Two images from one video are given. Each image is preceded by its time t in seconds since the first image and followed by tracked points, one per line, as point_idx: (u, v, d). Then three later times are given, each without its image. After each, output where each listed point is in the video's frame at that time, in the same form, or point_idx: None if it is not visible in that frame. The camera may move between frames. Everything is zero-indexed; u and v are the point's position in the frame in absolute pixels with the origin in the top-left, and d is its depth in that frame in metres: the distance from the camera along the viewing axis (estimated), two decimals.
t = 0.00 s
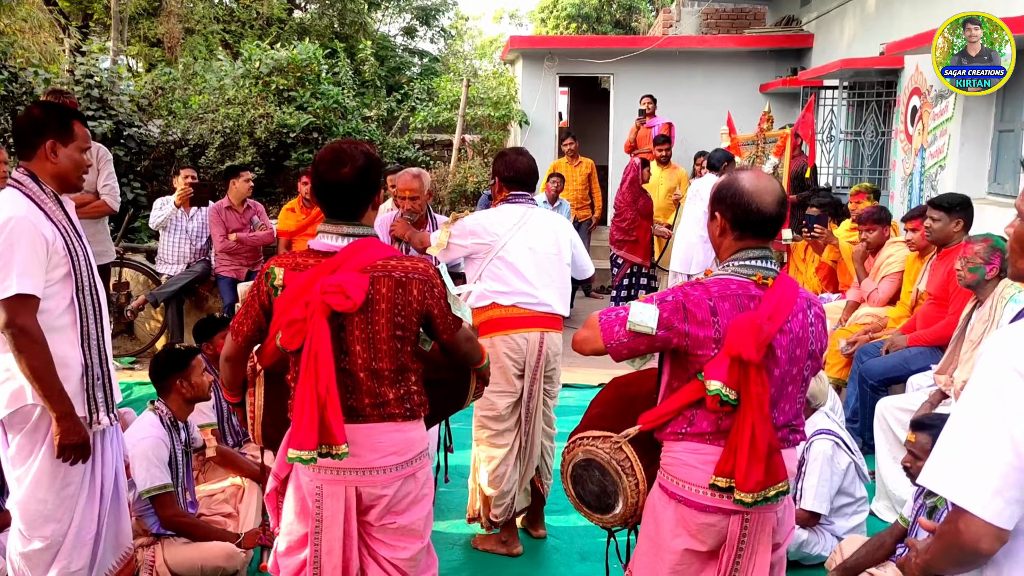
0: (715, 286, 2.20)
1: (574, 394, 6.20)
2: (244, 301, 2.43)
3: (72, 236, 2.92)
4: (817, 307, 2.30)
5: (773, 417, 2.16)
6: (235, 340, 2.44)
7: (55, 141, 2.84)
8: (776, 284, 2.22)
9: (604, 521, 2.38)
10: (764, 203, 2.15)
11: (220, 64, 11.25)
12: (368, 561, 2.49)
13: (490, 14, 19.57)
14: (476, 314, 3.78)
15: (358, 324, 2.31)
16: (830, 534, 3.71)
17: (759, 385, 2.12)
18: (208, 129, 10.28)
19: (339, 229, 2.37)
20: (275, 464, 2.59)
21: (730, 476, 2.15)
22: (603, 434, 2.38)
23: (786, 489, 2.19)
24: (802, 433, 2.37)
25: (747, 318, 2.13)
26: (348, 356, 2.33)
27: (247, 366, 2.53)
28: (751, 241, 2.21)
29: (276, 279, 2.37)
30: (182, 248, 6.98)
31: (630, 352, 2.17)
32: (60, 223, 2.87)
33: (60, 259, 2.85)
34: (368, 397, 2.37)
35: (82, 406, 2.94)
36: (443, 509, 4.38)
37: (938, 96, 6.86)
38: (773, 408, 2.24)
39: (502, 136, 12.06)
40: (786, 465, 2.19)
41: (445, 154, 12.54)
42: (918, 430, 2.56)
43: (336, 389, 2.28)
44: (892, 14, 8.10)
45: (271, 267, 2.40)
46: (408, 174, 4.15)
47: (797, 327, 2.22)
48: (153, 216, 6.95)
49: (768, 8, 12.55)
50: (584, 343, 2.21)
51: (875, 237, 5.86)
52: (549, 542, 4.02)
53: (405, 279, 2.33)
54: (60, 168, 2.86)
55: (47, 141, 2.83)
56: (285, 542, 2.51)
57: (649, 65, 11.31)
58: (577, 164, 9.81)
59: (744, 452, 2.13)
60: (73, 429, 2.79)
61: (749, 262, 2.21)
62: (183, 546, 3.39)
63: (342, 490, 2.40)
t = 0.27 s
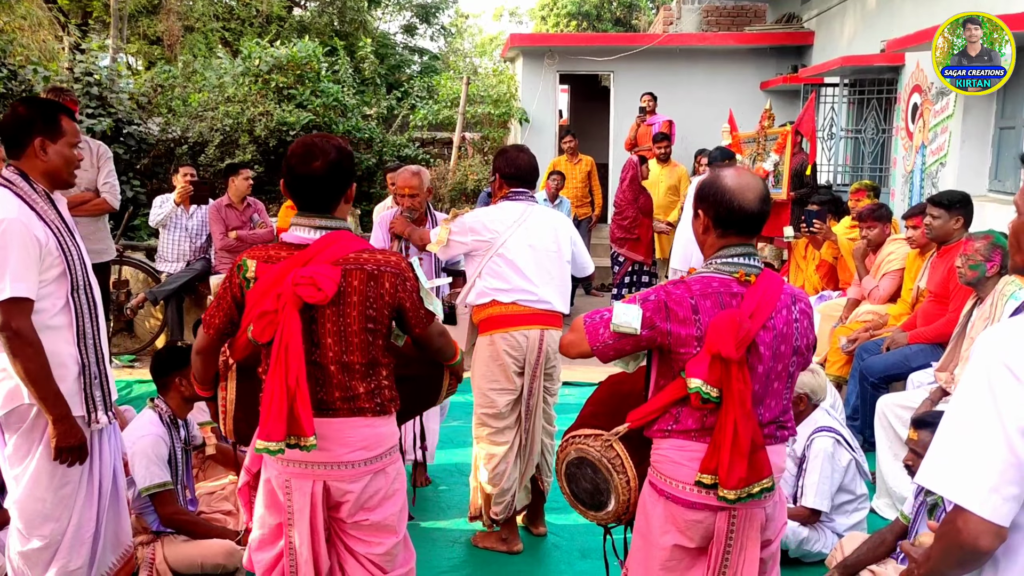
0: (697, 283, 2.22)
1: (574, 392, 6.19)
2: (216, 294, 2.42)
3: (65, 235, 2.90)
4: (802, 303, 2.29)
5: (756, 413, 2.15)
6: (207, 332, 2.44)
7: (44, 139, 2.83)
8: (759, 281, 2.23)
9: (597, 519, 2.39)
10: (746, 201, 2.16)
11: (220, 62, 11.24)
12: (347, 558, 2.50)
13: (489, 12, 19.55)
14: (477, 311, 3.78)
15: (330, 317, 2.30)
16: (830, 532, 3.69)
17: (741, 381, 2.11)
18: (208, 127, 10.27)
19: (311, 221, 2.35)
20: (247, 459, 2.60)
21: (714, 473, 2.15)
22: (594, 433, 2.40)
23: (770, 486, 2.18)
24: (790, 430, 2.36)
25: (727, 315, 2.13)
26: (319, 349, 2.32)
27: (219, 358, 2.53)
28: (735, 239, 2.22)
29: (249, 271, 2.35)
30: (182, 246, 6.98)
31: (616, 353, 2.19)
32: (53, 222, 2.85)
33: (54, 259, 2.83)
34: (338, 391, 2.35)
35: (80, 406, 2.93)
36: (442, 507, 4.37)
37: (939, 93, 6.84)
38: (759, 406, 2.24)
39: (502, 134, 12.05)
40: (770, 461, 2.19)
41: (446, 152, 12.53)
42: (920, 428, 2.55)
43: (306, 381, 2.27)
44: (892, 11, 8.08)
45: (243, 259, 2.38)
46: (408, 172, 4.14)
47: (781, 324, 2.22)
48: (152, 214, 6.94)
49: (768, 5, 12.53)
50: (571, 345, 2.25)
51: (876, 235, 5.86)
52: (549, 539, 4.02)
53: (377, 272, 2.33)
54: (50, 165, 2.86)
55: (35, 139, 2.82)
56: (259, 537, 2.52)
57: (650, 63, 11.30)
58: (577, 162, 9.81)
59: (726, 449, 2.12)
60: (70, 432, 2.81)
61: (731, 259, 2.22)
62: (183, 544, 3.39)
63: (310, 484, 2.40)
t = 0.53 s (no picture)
0: (680, 282, 2.24)
1: (573, 391, 6.20)
2: (191, 293, 2.42)
3: (60, 235, 2.90)
4: (785, 301, 2.30)
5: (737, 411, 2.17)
6: (183, 331, 2.43)
7: (35, 139, 2.84)
8: (741, 279, 2.24)
9: (585, 516, 2.42)
10: (727, 201, 2.19)
11: (221, 62, 11.26)
12: (328, 556, 2.51)
13: (490, 12, 19.56)
14: (478, 310, 3.79)
15: (305, 317, 2.31)
16: (830, 531, 3.70)
17: (722, 379, 2.13)
18: (209, 127, 10.29)
19: (286, 221, 2.36)
20: (225, 457, 2.66)
21: (696, 470, 2.17)
22: (581, 430, 2.43)
23: (752, 483, 2.19)
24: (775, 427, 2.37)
25: (707, 314, 2.16)
26: (295, 348, 2.33)
27: (195, 357, 2.53)
28: (720, 236, 2.25)
29: (224, 271, 2.36)
30: (183, 245, 6.99)
31: (602, 352, 2.23)
32: (47, 223, 2.85)
33: (51, 260, 2.84)
34: (313, 390, 2.36)
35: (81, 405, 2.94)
36: (442, 506, 4.38)
37: (940, 92, 6.85)
38: (741, 404, 2.25)
39: (502, 133, 12.06)
40: (752, 458, 2.20)
41: (447, 151, 12.54)
42: (920, 425, 2.56)
43: (281, 380, 2.28)
44: (893, 11, 8.08)
45: (219, 259, 2.39)
46: (409, 171, 4.15)
47: (763, 321, 2.23)
48: (154, 214, 6.96)
49: (769, 5, 12.53)
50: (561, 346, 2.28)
51: (876, 234, 5.87)
52: (549, 538, 4.02)
53: (352, 272, 2.32)
54: (42, 165, 2.87)
55: (27, 140, 2.82)
56: (236, 534, 2.53)
57: (650, 63, 11.31)
58: (577, 162, 9.82)
59: (707, 446, 2.15)
60: (80, 430, 2.82)
61: (714, 257, 2.24)
62: (184, 543, 3.39)
63: (283, 482, 2.40)
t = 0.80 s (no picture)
0: (665, 279, 2.25)
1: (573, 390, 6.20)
2: (172, 296, 2.43)
3: (54, 234, 2.90)
4: (770, 300, 2.30)
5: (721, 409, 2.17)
6: (165, 334, 2.45)
7: (27, 137, 2.83)
8: (727, 277, 2.24)
9: (571, 515, 2.44)
10: (715, 200, 2.20)
11: (221, 61, 11.26)
12: (315, 554, 2.49)
13: (490, 11, 19.56)
14: (478, 309, 3.78)
15: (289, 316, 2.30)
16: (830, 530, 3.70)
17: (706, 376, 2.14)
18: (209, 126, 10.29)
19: (264, 222, 2.34)
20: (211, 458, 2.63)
21: (681, 468, 2.18)
22: (568, 430, 2.45)
23: (736, 481, 2.20)
24: (761, 426, 2.38)
25: (692, 312, 2.16)
26: (280, 347, 2.32)
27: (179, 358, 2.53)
28: (704, 235, 2.26)
29: (205, 273, 2.36)
30: (183, 244, 7.00)
31: (587, 350, 2.25)
32: (40, 222, 2.84)
33: (45, 259, 2.83)
34: (298, 390, 2.36)
35: (76, 404, 2.94)
36: (442, 505, 4.38)
37: (941, 92, 6.84)
38: (727, 402, 2.26)
39: (503, 132, 12.06)
40: (735, 457, 2.21)
41: (447, 150, 12.54)
42: (920, 423, 2.56)
43: (265, 381, 2.27)
44: (894, 10, 8.07)
45: (199, 262, 2.39)
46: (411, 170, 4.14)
47: (748, 320, 2.24)
48: (154, 213, 6.96)
49: (770, 4, 12.51)
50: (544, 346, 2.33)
51: (877, 233, 5.86)
52: (549, 538, 4.02)
53: (333, 268, 2.31)
54: (35, 163, 2.86)
55: (19, 138, 2.81)
56: (223, 534, 2.51)
57: (650, 62, 11.31)
58: (578, 161, 9.81)
59: (691, 444, 2.15)
60: (72, 431, 2.82)
61: (700, 256, 2.25)
62: (183, 542, 3.38)
63: (269, 481, 2.39)
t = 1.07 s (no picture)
0: (653, 279, 2.26)
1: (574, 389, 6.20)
2: (166, 300, 2.40)
3: (52, 235, 2.90)
4: (758, 301, 2.31)
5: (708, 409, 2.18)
6: (159, 338, 2.42)
7: (28, 136, 2.83)
8: (715, 277, 2.25)
9: (561, 514, 2.46)
10: (703, 200, 2.20)
11: (222, 60, 11.28)
12: (315, 551, 2.50)
13: (492, 10, 19.57)
14: (479, 309, 3.78)
15: (286, 316, 2.30)
16: (831, 530, 3.69)
17: (693, 376, 2.14)
18: (210, 125, 10.29)
19: (254, 223, 2.34)
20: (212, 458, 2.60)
21: (667, 468, 2.18)
22: (557, 430, 2.47)
23: (722, 481, 2.20)
24: (748, 425, 2.38)
25: (679, 312, 2.17)
26: (279, 345, 2.32)
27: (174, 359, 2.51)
28: (687, 235, 2.27)
29: (197, 277, 2.32)
30: (184, 243, 7.00)
31: (574, 348, 2.28)
32: (39, 223, 2.85)
33: (42, 259, 2.84)
34: (296, 385, 2.35)
35: (72, 404, 2.95)
36: (442, 504, 4.38)
37: (942, 92, 6.83)
38: (714, 403, 2.27)
39: (503, 131, 12.06)
40: (722, 457, 2.21)
41: (448, 150, 12.54)
42: (920, 422, 2.56)
43: (262, 382, 2.26)
44: (895, 10, 8.07)
45: (190, 265, 2.35)
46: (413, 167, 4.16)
47: (735, 321, 2.24)
48: (155, 211, 6.97)
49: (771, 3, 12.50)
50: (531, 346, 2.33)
51: (877, 233, 5.88)
52: (549, 537, 4.02)
53: (325, 264, 2.32)
54: (34, 161, 2.86)
55: (20, 136, 2.81)
56: (223, 532, 2.51)
57: (651, 62, 11.31)
58: (579, 160, 9.81)
59: (677, 444, 2.16)
60: (64, 432, 2.81)
61: (688, 256, 2.26)
62: (183, 541, 3.39)
63: (268, 480, 2.39)
